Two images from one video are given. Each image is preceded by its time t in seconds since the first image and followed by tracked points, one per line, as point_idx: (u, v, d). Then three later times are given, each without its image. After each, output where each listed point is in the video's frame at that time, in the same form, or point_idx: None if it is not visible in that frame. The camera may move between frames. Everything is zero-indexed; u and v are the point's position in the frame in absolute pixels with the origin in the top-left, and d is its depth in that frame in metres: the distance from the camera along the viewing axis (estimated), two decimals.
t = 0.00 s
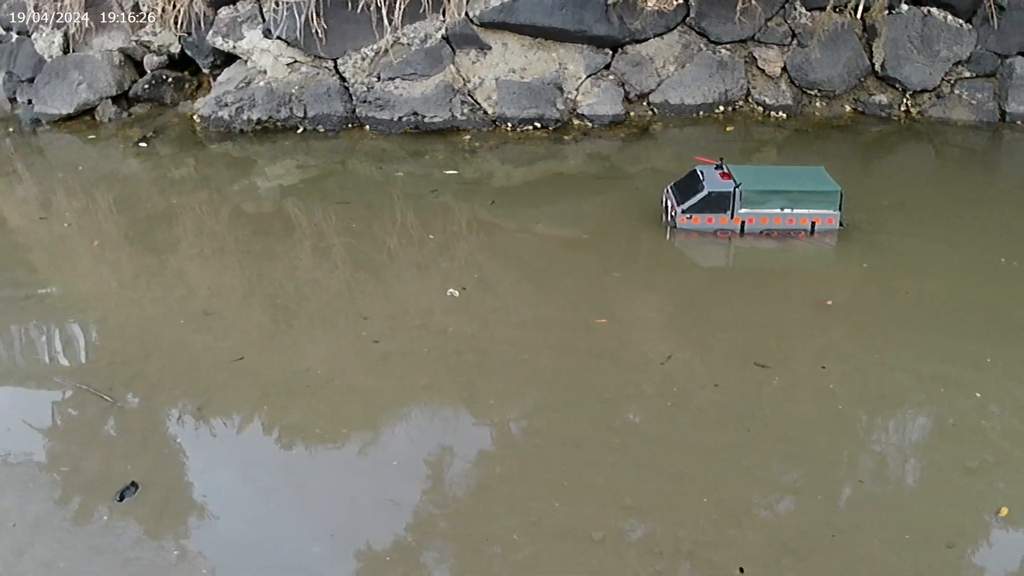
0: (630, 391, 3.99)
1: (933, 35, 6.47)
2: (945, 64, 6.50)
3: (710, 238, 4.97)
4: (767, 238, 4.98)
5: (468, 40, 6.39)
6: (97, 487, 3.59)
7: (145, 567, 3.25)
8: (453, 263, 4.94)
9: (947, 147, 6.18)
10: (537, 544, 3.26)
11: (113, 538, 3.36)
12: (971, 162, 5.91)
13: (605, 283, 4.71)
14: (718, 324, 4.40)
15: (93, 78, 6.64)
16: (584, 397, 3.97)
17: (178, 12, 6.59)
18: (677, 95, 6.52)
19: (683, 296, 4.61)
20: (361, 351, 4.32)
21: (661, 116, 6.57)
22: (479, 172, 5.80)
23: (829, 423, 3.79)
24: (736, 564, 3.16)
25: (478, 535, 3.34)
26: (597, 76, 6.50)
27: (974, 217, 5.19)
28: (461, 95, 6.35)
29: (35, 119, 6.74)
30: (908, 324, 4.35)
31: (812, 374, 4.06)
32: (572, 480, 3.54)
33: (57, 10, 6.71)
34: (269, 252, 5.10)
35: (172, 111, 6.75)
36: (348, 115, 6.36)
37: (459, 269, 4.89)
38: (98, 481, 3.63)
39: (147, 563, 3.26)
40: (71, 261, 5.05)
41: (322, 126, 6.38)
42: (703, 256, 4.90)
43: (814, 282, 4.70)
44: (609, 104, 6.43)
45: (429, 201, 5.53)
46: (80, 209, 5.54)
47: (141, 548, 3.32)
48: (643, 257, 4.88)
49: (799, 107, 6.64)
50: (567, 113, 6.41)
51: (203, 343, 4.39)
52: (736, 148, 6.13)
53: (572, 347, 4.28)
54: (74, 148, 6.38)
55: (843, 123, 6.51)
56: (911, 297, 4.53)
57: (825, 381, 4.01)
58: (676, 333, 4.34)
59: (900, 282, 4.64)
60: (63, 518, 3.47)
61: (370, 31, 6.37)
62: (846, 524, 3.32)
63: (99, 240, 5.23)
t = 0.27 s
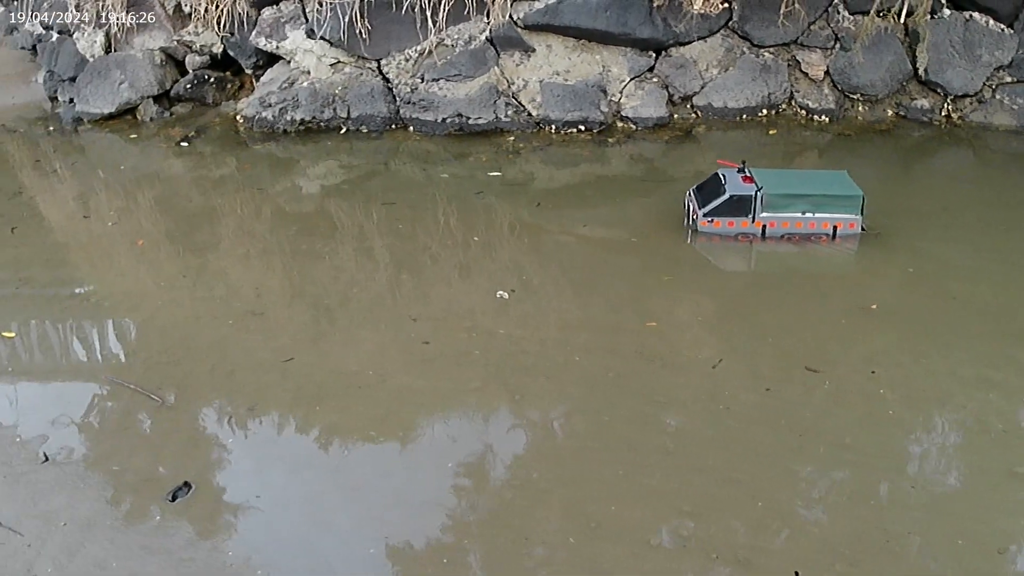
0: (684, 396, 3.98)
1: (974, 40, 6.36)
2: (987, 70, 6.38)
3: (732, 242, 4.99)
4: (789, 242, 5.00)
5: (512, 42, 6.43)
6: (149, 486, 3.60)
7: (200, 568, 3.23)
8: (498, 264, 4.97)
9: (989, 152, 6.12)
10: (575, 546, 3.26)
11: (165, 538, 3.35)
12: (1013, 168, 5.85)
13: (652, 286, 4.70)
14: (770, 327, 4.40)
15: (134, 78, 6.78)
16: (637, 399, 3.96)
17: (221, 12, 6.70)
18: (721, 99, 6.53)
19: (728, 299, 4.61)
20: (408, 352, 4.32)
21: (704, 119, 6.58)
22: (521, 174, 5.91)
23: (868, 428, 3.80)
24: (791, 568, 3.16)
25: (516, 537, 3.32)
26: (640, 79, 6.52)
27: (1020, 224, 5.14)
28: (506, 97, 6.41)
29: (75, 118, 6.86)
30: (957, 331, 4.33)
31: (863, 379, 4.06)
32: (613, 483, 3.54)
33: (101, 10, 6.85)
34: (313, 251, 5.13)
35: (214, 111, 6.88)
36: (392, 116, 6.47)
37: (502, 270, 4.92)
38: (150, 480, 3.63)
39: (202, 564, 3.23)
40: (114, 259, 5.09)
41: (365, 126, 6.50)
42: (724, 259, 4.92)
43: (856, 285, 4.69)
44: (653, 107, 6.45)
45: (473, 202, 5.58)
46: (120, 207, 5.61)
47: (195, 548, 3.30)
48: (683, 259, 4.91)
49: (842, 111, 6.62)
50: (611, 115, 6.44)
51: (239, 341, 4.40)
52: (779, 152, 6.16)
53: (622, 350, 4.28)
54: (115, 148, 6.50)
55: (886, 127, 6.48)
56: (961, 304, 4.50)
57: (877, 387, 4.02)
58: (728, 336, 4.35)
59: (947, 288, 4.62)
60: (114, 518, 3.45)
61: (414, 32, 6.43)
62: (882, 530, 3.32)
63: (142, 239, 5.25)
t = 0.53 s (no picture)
0: (714, 400, 3.98)
1: (1000, 46, 6.35)
2: (1012, 76, 6.36)
3: (734, 246, 5.00)
4: (791, 247, 4.99)
5: (539, 45, 6.45)
6: (178, 486, 3.59)
7: (232, 569, 3.22)
8: (523, 267, 4.98)
9: (1014, 159, 6.09)
10: (594, 549, 3.26)
11: (197, 538, 3.34)
12: None
13: (677, 290, 4.71)
14: (798, 333, 4.39)
15: (158, 77, 6.88)
16: (666, 403, 3.96)
17: (246, 12, 6.73)
18: (747, 103, 6.53)
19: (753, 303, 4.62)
20: (435, 352, 4.32)
21: (730, 123, 6.59)
22: (547, 176, 5.95)
23: (893, 433, 3.80)
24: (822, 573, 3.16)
25: (536, 540, 3.32)
26: (667, 83, 6.52)
27: None
28: (532, 100, 6.44)
29: (99, 116, 6.97)
30: (985, 338, 4.32)
31: (891, 385, 4.05)
32: (636, 486, 3.54)
33: (124, 10, 6.89)
34: (338, 251, 5.15)
35: (238, 110, 6.98)
36: (418, 117, 6.52)
37: (527, 273, 4.94)
38: (179, 480, 3.62)
39: (234, 565, 3.23)
40: (139, 258, 5.10)
41: (392, 127, 6.55)
42: (726, 263, 4.92)
43: (880, 289, 4.69)
44: (679, 110, 6.46)
45: (499, 205, 5.61)
46: (143, 207, 5.66)
47: (227, 548, 3.30)
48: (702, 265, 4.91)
49: (867, 116, 6.61)
50: (638, 118, 6.47)
51: (259, 338, 4.41)
52: (803, 156, 6.18)
53: (650, 352, 4.27)
54: (139, 147, 6.60)
55: (911, 133, 6.46)
56: (989, 311, 4.49)
57: (905, 394, 4.00)
58: (757, 340, 4.35)
59: (973, 295, 4.61)
60: (143, 518, 3.44)
61: (440, 34, 6.47)
62: (906, 536, 3.32)
63: (167, 238, 5.28)
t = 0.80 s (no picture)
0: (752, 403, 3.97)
1: None
2: None
3: (740, 248, 4.98)
4: (799, 250, 4.98)
5: (572, 45, 6.46)
6: (212, 483, 3.58)
7: (267, 567, 3.21)
8: (555, 269, 4.98)
9: None
10: (626, 551, 3.25)
11: (232, 536, 3.33)
12: None
13: (710, 293, 4.70)
14: (833, 337, 4.37)
15: (190, 74, 6.90)
16: (703, 406, 3.96)
17: (279, 10, 6.80)
18: (780, 105, 6.52)
19: (785, 307, 4.61)
20: (468, 353, 4.31)
21: (763, 125, 6.57)
22: (579, 177, 5.96)
23: (929, 438, 3.78)
24: None
25: (563, 540, 3.32)
26: (699, 85, 6.52)
27: None
28: (565, 100, 6.44)
29: (130, 112, 7.04)
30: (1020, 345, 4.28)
31: (926, 390, 4.03)
32: (666, 487, 3.53)
33: (155, 7, 6.92)
34: (369, 251, 5.16)
35: (269, 109, 7.01)
36: (450, 117, 6.52)
37: (559, 274, 4.94)
38: (213, 477, 3.61)
39: (270, 564, 3.22)
40: (168, 255, 5.12)
41: (423, 127, 6.55)
42: (733, 266, 4.91)
43: (911, 294, 4.67)
44: (711, 112, 6.45)
45: (530, 206, 5.61)
46: (173, 205, 5.70)
47: (263, 547, 3.29)
48: (725, 268, 4.91)
49: (899, 120, 6.56)
50: (671, 120, 6.47)
51: (290, 336, 4.41)
52: (834, 160, 6.17)
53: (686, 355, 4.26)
54: (170, 144, 6.64)
55: (943, 137, 6.40)
56: None
57: (939, 399, 3.98)
58: (794, 344, 4.34)
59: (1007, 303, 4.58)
60: (177, 516, 3.42)
61: (473, 34, 6.49)
62: (944, 542, 3.29)
63: (198, 236, 5.30)
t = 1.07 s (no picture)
0: (772, 406, 3.97)
1: None
2: None
3: (734, 250, 4.99)
4: (792, 252, 4.99)
5: (591, 45, 6.44)
6: (230, 480, 3.57)
7: (286, 566, 3.20)
8: (572, 269, 4.99)
9: None
10: (644, 553, 3.24)
11: (250, 533, 3.32)
12: None
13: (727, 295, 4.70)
14: (852, 341, 4.37)
15: (207, 70, 6.90)
16: (722, 408, 3.95)
17: (297, 7, 6.77)
18: (798, 108, 6.51)
19: (801, 311, 4.61)
20: (486, 353, 4.31)
21: (782, 128, 6.56)
22: (597, 178, 5.97)
23: (948, 443, 3.77)
24: None
25: (581, 541, 3.31)
26: (718, 87, 6.52)
27: None
28: (584, 101, 6.45)
29: (146, 107, 7.05)
30: None
31: (944, 394, 4.03)
32: (681, 488, 3.53)
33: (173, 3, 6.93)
34: (387, 249, 5.16)
35: (288, 106, 7.00)
36: (469, 116, 6.53)
37: (577, 275, 4.95)
38: (232, 475, 3.60)
39: (288, 563, 3.20)
40: (183, 251, 5.11)
41: (441, 125, 6.56)
42: (726, 268, 4.92)
43: (928, 298, 4.66)
44: (730, 114, 6.45)
45: (549, 206, 5.62)
46: (190, 201, 5.71)
47: (281, 545, 3.28)
48: (719, 270, 4.91)
49: (917, 125, 6.54)
50: (689, 121, 6.46)
51: (307, 333, 4.41)
52: (852, 164, 6.17)
53: (706, 357, 4.26)
54: (186, 139, 6.65)
55: (960, 142, 6.39)
56: None
57: (957, 404, 3.98)
58: (815, 347, 4.34)
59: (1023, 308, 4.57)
60: (194, 514, 3.41)
61: (492, 33, 6.47)
62: (963, 548, 3.29)
63: (215, 232, 5.31)
